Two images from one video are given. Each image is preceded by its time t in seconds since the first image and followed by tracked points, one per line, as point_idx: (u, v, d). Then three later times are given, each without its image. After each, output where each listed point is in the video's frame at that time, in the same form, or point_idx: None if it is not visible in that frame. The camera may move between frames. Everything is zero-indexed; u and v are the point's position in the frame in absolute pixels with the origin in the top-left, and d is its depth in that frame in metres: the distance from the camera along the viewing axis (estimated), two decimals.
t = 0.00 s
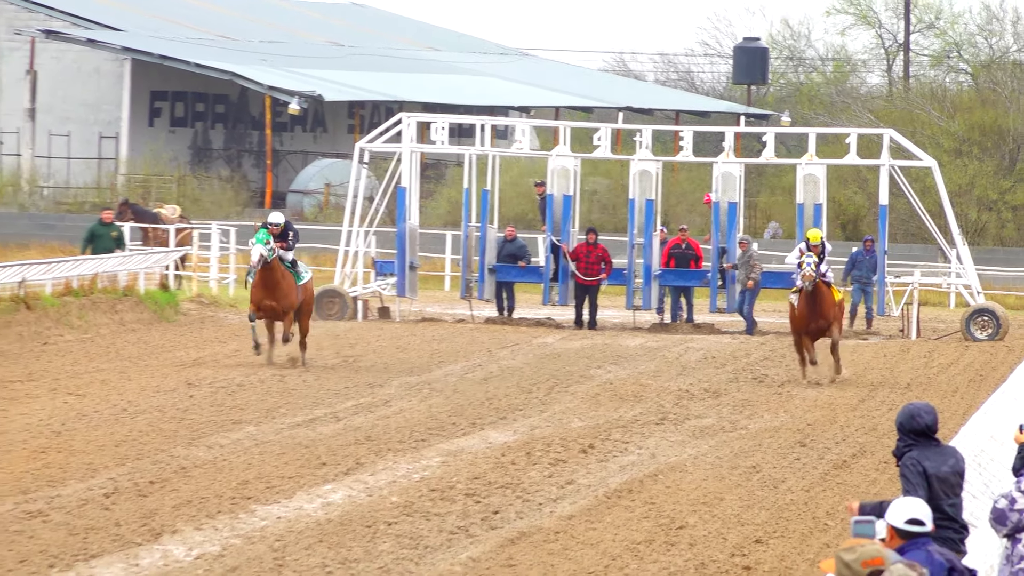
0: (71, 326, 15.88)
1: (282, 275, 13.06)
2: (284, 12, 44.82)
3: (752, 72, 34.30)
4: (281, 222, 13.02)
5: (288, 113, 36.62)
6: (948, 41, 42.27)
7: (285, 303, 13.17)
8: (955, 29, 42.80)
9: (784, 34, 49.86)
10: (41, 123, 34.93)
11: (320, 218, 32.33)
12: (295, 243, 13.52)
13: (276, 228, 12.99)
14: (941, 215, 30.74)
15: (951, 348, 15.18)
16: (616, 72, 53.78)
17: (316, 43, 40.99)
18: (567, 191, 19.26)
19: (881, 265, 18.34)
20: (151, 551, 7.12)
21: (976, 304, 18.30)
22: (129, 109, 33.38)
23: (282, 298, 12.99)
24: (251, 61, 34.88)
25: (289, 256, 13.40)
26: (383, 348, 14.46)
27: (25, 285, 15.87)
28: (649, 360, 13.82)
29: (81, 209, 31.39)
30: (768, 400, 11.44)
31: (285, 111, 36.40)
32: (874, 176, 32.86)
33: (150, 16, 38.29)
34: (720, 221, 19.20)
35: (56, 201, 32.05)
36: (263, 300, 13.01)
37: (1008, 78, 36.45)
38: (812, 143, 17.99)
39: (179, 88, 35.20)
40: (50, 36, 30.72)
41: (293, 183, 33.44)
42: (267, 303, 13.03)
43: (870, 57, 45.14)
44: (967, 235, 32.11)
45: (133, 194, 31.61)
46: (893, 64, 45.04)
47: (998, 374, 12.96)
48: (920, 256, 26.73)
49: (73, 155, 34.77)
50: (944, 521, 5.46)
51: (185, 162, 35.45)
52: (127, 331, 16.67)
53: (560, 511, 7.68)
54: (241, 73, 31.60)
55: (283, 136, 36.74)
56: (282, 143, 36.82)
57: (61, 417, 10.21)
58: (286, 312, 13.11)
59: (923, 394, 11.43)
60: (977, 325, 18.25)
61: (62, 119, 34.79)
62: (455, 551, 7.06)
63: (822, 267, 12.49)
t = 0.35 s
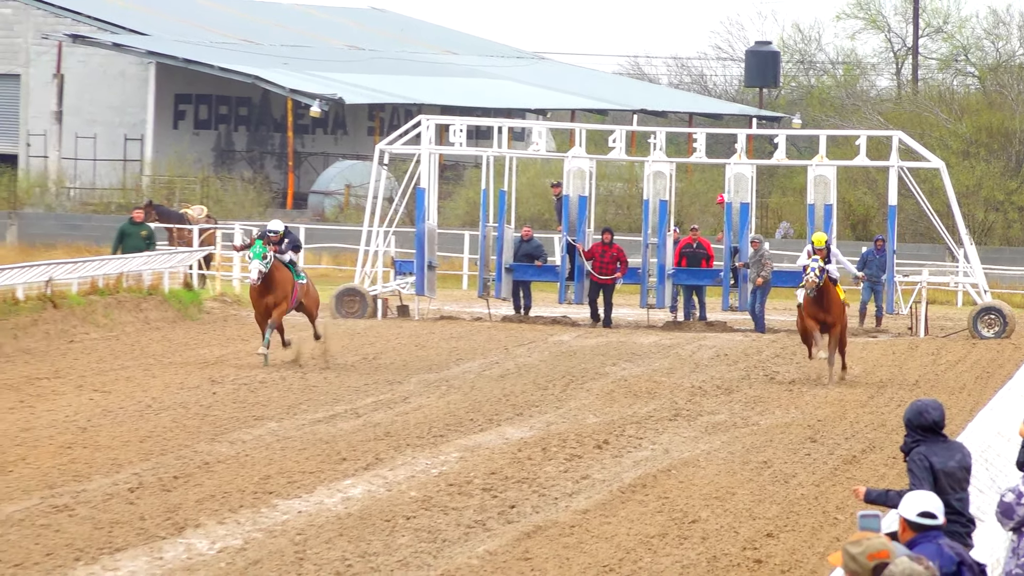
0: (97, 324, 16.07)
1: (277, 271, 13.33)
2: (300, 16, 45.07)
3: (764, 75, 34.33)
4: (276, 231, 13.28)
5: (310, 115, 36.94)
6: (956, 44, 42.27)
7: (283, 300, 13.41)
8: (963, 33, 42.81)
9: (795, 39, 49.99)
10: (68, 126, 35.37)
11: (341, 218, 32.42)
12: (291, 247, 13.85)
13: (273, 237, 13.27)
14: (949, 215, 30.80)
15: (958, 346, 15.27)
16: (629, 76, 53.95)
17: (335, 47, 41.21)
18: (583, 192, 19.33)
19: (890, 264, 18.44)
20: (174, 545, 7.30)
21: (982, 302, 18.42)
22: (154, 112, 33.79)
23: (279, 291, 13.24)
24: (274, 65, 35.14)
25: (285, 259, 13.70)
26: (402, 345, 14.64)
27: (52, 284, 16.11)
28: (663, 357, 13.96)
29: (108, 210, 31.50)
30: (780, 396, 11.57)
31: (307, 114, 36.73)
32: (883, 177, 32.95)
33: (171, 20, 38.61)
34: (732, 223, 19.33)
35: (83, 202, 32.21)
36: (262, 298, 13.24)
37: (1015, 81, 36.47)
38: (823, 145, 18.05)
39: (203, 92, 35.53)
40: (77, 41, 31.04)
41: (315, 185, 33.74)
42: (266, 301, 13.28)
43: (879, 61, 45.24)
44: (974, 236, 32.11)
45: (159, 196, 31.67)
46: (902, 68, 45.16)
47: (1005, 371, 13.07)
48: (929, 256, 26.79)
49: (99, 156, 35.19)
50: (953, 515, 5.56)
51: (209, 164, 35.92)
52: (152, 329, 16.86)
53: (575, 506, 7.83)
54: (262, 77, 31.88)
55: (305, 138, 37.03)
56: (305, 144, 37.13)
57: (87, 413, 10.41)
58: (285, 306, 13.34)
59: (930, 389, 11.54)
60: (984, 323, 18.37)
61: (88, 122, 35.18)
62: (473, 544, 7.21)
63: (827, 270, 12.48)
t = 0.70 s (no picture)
0: (123, 320, 16.32)
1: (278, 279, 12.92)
2: (317, 21, 45.39)
3: (774, 78, 34.41)
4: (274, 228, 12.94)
5: (330, 119, 37.40)
6: (961, 48, 42.29)
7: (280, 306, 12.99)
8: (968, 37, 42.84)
9: (804, 43, 50.10)
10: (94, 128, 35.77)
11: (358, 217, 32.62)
12: (291, 248, 13.42)
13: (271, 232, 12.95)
14: (954, 216, 30.90)
15: (963, 343, 15.38)
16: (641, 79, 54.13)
17: (354, 51, 41.49)
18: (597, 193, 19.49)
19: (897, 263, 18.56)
20: (198, 536, 7.50)
21: (986, 301, 18.47)
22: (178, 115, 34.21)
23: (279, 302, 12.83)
24: (294, 69, 35.47)
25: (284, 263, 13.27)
26: (418, 342, 14.84)
27: (79, 283, 16.38)
28: (675, 354, 14.12)
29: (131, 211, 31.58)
30: (789, 392, 11.73)
31: (327, 117, 37.20)
32: (890, 178, 33.06)
33: (193, 25, 39.01)
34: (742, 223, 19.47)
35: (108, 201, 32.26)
36: (259, 304, 12.83)
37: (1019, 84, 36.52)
38: (831, 147, 18.13)
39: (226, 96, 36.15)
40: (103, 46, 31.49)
41: (335, 187, 34.13)
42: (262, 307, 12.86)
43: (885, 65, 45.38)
44: (978, 235, 31.87)
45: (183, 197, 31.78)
46: (909, 71, 45.31)
47: (1009, 367, 13.19)
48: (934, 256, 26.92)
49: (124, 158, 35.57)
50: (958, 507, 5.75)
51: (232, 166, 36.43)
52: (176, 327, 17.12)
53: (589, 499, 8.01)
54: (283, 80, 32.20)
55: (325, 140, 37.56)
56: (325, 146, 37.63)
57: (113, 408, 10.65)
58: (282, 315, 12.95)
59: (937, 385, 11.67)
60: (988, 321, 18.42)
61: (114, 124, 35.58)
62: (489, 536, 7.40)
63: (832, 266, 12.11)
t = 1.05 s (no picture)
0: (139, 319, 16.53)
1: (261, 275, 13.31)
2: (327, 25, 45.66)
3: (777, 81, 34.45)
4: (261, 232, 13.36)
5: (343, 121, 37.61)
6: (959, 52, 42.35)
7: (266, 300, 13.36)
8: (966, 41, 42.90)
9: (806, 47, 50.26)
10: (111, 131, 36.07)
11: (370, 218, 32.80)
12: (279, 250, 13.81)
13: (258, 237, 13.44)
14: (952, 216, 31.03)
15: (963, 339, 15.49)
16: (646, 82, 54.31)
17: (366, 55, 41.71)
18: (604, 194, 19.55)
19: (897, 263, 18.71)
20: (213, 530, 7.68)
21: (985, 298, 18.57)
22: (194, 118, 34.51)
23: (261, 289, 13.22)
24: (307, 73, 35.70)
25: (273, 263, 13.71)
26: (427, 340, 15.01)
27: (97, 282, 16.62)
28: (680, 351, 14.27)
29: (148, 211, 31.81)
30: (791, 389, 11.88)
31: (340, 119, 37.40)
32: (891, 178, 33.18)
33: (207, 30, 39.33)
34: (747, 223, 19.62)
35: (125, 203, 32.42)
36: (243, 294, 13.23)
37: (1016, 86, 36.59)
38: (833, 149, 18.25)
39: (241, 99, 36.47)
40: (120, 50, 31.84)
41: (347, 188, 34.36)
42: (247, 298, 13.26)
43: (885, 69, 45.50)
44: (976, 234, 32.39)
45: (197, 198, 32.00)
46: (908, 74, 45.52)
47: (1007, 364, 13.31)
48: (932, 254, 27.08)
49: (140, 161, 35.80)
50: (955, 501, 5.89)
51: (246, 168, 36.71)
52: (191, 325, 17.33)
53: (595, 493, 8.17)
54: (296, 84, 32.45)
55: (337, 143, 37.74)
56: (337, 149, 37.86)
57: (129, 405, 10.84)
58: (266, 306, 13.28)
59: (936, 381, 11.80)
60: (986, 318, 18.56)
61: (131, 127, 35.87)
62: (498, 530, 7.56)
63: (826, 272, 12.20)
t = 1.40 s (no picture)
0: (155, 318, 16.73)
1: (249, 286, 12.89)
2: (337, 31, 45.98)
3: (778, 85, 34.66)
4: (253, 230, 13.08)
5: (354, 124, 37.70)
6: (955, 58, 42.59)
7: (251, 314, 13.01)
8: (962, 47, 43.13)
9: (807, 51, 50.50)
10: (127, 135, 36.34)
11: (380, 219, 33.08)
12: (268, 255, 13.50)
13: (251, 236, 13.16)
14: (950, 216, 31.29)
15: (959, 338, 15.61)
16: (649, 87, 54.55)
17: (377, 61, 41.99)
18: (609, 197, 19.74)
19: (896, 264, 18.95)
20: (228, 525, 7.86)
21: (981, 297, 18.70)
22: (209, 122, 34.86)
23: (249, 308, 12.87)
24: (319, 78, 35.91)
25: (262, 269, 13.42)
26: (436, 339, 15.19)
27: (113, 282, 17.03)
28: (684, 349, 14.43)
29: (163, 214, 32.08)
30: (792, 387, 12.04)
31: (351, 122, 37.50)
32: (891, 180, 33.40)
33: (220, 35, 39.69)
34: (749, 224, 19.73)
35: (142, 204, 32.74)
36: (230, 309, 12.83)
37: (1012, 91, 36.90)
38: (832, 152, 18.38)
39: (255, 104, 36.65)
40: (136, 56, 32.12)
41: (358, 190, 34.63)
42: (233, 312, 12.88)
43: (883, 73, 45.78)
44: (972, 235, 32.94)
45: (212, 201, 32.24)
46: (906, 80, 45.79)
47: (1003, 362, 13.45)
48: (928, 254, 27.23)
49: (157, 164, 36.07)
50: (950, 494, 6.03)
51: (260, 171, 36.98)
52: (206, 324, 17.55)
53: (601, 488, 8.34)
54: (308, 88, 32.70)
55: (349, 146, 37.79)
56: (348, 152, 37.92)
57: (146, 403, 11.05)
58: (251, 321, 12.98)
59: (935, 379, 11.94)
60: (982, 317, 18.68)
61: (146, 131, 36.11)
62: (506, 524, 7.73)
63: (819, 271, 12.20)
